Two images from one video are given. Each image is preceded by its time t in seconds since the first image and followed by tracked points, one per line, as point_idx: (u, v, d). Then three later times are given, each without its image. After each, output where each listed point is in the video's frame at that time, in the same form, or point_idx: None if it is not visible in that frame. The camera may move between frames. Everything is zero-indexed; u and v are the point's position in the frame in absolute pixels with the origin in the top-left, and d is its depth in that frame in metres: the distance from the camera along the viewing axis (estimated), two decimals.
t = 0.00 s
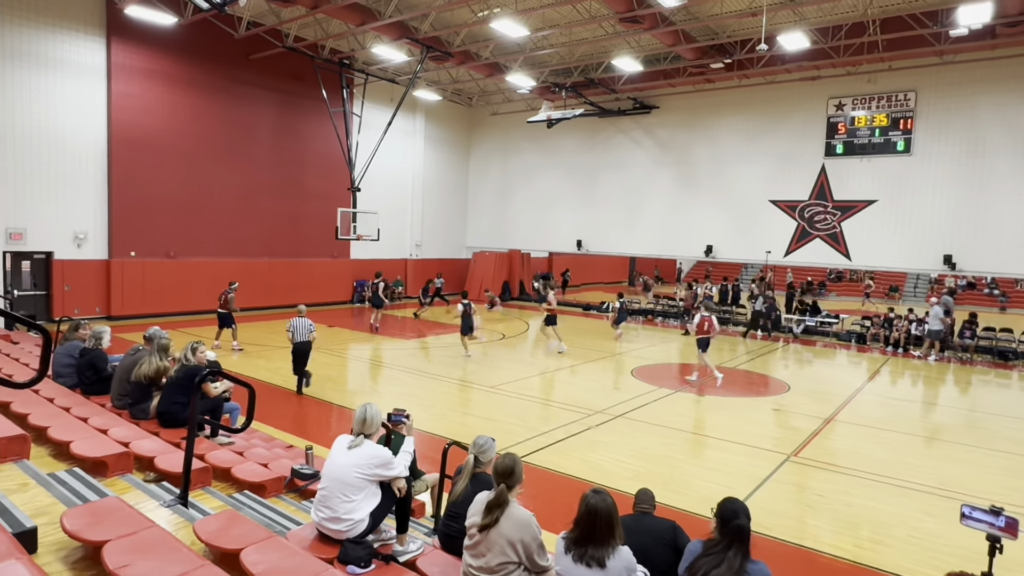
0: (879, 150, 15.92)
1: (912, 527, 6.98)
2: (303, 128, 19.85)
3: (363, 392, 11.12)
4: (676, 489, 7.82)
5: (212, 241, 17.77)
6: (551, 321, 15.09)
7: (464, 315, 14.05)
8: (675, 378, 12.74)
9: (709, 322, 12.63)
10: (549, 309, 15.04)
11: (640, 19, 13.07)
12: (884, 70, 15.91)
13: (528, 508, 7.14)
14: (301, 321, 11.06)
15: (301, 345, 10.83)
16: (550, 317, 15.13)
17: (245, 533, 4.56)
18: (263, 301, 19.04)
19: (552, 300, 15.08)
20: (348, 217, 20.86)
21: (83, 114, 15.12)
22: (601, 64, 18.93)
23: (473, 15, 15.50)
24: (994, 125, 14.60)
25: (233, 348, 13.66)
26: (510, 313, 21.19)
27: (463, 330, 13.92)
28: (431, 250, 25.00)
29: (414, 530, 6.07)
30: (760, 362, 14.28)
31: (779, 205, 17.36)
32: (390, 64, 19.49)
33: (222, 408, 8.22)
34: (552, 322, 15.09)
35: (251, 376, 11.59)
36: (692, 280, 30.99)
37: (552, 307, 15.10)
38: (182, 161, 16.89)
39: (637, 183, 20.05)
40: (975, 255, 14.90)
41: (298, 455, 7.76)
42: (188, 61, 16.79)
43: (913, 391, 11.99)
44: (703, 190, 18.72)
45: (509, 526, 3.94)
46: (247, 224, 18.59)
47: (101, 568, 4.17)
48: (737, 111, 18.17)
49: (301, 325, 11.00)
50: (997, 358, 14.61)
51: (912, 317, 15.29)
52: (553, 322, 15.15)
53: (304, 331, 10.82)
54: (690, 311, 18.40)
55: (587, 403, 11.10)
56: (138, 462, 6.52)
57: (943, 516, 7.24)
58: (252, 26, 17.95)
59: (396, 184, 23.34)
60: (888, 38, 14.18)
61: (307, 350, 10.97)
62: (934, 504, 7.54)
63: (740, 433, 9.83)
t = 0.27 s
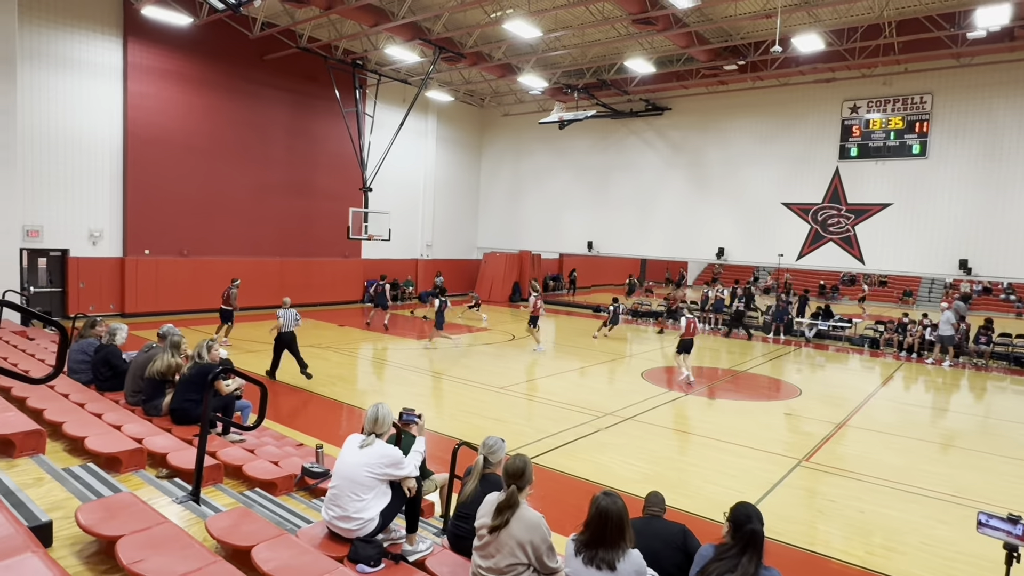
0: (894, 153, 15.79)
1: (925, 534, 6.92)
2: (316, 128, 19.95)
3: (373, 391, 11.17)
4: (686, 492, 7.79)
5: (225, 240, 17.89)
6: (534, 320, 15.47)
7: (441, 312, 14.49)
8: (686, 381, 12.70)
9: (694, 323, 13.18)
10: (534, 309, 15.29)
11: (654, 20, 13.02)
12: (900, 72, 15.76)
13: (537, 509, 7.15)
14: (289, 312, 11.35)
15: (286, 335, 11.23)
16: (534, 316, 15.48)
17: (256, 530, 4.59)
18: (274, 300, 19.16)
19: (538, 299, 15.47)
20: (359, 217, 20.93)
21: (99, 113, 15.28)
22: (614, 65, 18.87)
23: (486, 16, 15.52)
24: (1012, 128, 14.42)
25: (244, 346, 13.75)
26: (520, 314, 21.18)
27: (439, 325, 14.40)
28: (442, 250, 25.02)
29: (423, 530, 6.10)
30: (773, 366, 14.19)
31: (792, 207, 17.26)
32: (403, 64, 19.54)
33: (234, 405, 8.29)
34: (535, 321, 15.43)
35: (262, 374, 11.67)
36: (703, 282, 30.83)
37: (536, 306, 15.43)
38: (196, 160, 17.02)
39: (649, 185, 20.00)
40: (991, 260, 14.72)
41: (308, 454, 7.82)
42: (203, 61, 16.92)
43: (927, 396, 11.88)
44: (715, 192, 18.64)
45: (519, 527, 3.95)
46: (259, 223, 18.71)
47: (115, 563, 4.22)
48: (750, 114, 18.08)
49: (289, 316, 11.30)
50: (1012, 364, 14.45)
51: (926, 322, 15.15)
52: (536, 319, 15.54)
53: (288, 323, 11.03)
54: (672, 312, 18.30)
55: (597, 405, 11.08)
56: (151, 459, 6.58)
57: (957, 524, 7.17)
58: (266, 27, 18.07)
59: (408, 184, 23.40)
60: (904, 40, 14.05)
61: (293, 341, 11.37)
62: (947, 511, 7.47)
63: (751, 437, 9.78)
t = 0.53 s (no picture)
0: (903, 158, 15.71)
1: (933, 542, 6.87)
2: (324, 130, 20.03)
3: (380, 393, 11.20)
4: (693, 498, 7.76)
5: (234, 241, 17.98)
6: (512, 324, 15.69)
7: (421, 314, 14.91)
8: (692, 385, 12.66)
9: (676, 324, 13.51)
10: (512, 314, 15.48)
11: (661, 24, 12.99)
12: (910, 77, 15.66)
13: (542, 513, 7.14)
14: (276, 306, 11.71)
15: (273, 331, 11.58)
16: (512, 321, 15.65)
17: (262, 530, 4.61)
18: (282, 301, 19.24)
19: (517, 305, 15.66)
20: (367, 219, 20.98)
21: (110, 114, 15.40)
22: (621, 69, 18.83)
23: (495, 19, 15.55)
24: None
25: (252, 347, 13.82)
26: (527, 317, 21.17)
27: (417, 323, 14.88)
28: (449, 253, 25.04)
29: (428, 532, 6.10)
30: (781, 371, 14.13)
31: (800, 212, 17.19)
32: (411, 67, 19.60)
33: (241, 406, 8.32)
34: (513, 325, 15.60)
35: (270, 375, 11.72)
36: (711, 286, 30.71)
37: (514, 311, 15.63)
38: (205, 161, 17.12)
39: (657, 188, 19.97)
40: (1001, 266, 14.61)
41: (315, 455, 7.84)
42: (212, 63, 17.03)
43: (936, 403, 11.79)
44: (723, 195, 18.59)
45: (524, 531, 3.94)
46: (267, 224, 18.79)
47: (123, 561, 4.24)
48: (759, 118, 18.02)
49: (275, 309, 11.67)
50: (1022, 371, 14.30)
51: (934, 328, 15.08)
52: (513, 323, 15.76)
53: (275, 318, 11.38)
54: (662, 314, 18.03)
55: (603, 409, 11.06)
56: (159, 458, 6.62)
57: (966, 533, 7.10)
58: (276, 29, 18.17)
59: (415, 186, 23.46)
60: (915, 45, 13.98)
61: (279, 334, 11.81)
62: (956, 519, 7.41)
63: (758, 442, 9.74)
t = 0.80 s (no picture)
0: (906, 162, 15.70)
1: (935, 546, 6.85)
2: (327, 131, 20.07)
3: (381, 394, 11.20)
4: (693, 500, 7.76)
5: (236, 241, 18.01)
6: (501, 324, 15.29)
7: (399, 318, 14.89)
8: (693, 388, 12.66)
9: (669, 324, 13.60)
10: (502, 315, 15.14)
11: (664, 27, 12.98)
12: (913, 80, 15.64)
13: (543, 514, 7.14)
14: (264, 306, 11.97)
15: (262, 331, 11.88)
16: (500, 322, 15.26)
17: (263, 530, 4.61)
18: (283, 301, 19.26)
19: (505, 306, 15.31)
20: (369, 220, 20.99)
21: (113, 114, 15.44)
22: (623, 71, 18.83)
23: (498, 21, 15.57)
24: None
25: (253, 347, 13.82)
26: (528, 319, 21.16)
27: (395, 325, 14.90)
28: (450, 254, 25.03)
29: (429, 533, 6.11)
30: (782, 373, 14.12)
31: (802, 215, 17.17)
32: (414, 68, 19.63)
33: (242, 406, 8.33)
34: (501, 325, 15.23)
35: (271, 375, 11.73)
36: (712, 289, 30.67)
37: (502, 314, 15.19)
38: (208, 161, 17.15)
39: (659, 190, 19.96)
40: (1003, 270, 14.57)
41: (315, 455, 7.85)
42: (216, 63, 17.06)
43: (938, 407, 11.77)
44: (725, 198, 18.58)
45: (525, 532, 3.94)
46: (269, 224, 18.81)
47: (124, 560, 4.25)
48: (761, 121, 18.02)
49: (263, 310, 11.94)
50: None
51: (936, 332, 15.03)
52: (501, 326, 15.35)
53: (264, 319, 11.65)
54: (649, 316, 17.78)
55: (604, 411, 11.06)
56: (160, 457, 6.63)
57: (968, 537, 7.09)
58: (279, 30, 18.22)
59: (417, 188, 23.48)
60: (918, 48, 13.96)
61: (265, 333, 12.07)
62: (958, 523, 7.39)
63: (759, 445, 9.73)
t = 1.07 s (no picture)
0: (903, 163, 15.74)
1: (932, 547, 6.87)
2: (325, 131, 20.05)
3: (378, 394, 11.20)
4: (691, 501, 7.77)
5: (233, 241, 17.98)
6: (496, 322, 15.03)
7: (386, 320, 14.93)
8: (690, 389, 12.68)
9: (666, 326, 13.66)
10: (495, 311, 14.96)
11: (663, 28, 12.99)
12: (910, 82, 15.69)
13: (540, 515, 7.15)
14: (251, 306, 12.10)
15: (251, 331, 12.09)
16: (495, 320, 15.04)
17: (260, 531, 4.61)
18: (281, 301, 19.24)
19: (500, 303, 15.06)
20: (367, 220, 20.99)
21: (111, 114, 15.41)
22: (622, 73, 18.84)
23: (496, 21, 15.57)
24: None
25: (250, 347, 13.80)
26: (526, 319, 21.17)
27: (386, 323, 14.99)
28: (448, 254, 25.01)
29: (426, 534, 6.11)
30: (780, 374, 14.14)
31: (800, 216, 17.20)
32: (412, 69, 19.63)
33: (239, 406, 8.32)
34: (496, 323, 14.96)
35: (268, 375, 11.72)
36: (710, 290, 30.71)
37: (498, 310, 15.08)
38: (206, 161, 17.13)
39: (657, 191, 19.99)
40: (1000, 271, 14.62)
41: (313, 455, 7.85)
42: (214, 63, 17.04)
43: (934, 408, 11.80)
44: (723, 199, 18.61)
45: (523, 533, 3.95)
46: (267, 224, 18.78)
47: (121, 560, 4.25)
48: (759, 122, 18.04)
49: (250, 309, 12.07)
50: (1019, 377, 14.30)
51: (932, 334, 15.09)
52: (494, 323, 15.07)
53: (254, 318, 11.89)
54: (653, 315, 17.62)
55: (602, 411, 11.07)
56: (157, 457, 6.61)
57: (965, 538, 7.11)
58: (278, 30, 18.20)
59: (415, 188, 23.47)
60: (915, 50, 13.98)
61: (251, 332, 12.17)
62: (955, 524, 7.41)
63: (756, 446, 9.75)
